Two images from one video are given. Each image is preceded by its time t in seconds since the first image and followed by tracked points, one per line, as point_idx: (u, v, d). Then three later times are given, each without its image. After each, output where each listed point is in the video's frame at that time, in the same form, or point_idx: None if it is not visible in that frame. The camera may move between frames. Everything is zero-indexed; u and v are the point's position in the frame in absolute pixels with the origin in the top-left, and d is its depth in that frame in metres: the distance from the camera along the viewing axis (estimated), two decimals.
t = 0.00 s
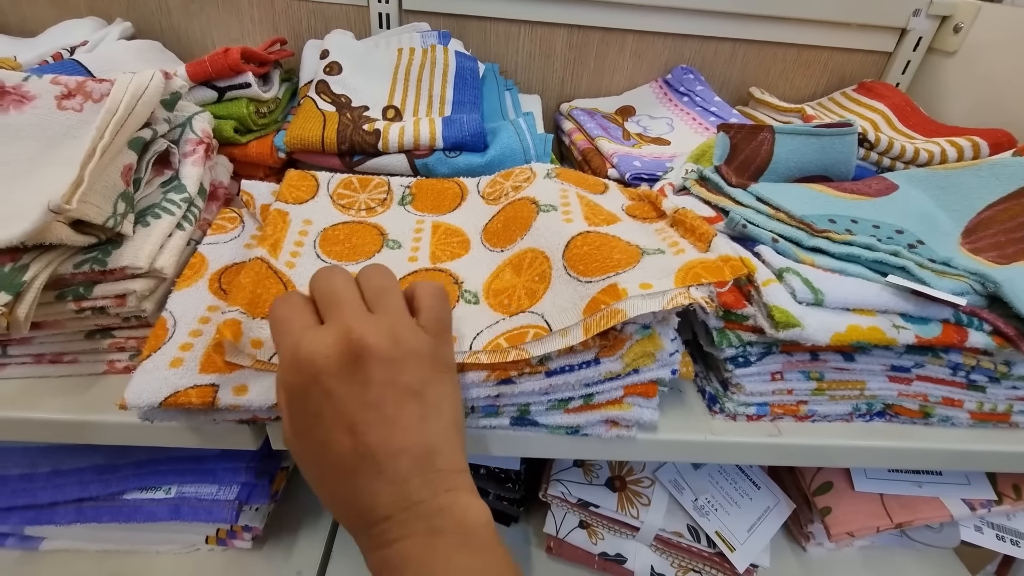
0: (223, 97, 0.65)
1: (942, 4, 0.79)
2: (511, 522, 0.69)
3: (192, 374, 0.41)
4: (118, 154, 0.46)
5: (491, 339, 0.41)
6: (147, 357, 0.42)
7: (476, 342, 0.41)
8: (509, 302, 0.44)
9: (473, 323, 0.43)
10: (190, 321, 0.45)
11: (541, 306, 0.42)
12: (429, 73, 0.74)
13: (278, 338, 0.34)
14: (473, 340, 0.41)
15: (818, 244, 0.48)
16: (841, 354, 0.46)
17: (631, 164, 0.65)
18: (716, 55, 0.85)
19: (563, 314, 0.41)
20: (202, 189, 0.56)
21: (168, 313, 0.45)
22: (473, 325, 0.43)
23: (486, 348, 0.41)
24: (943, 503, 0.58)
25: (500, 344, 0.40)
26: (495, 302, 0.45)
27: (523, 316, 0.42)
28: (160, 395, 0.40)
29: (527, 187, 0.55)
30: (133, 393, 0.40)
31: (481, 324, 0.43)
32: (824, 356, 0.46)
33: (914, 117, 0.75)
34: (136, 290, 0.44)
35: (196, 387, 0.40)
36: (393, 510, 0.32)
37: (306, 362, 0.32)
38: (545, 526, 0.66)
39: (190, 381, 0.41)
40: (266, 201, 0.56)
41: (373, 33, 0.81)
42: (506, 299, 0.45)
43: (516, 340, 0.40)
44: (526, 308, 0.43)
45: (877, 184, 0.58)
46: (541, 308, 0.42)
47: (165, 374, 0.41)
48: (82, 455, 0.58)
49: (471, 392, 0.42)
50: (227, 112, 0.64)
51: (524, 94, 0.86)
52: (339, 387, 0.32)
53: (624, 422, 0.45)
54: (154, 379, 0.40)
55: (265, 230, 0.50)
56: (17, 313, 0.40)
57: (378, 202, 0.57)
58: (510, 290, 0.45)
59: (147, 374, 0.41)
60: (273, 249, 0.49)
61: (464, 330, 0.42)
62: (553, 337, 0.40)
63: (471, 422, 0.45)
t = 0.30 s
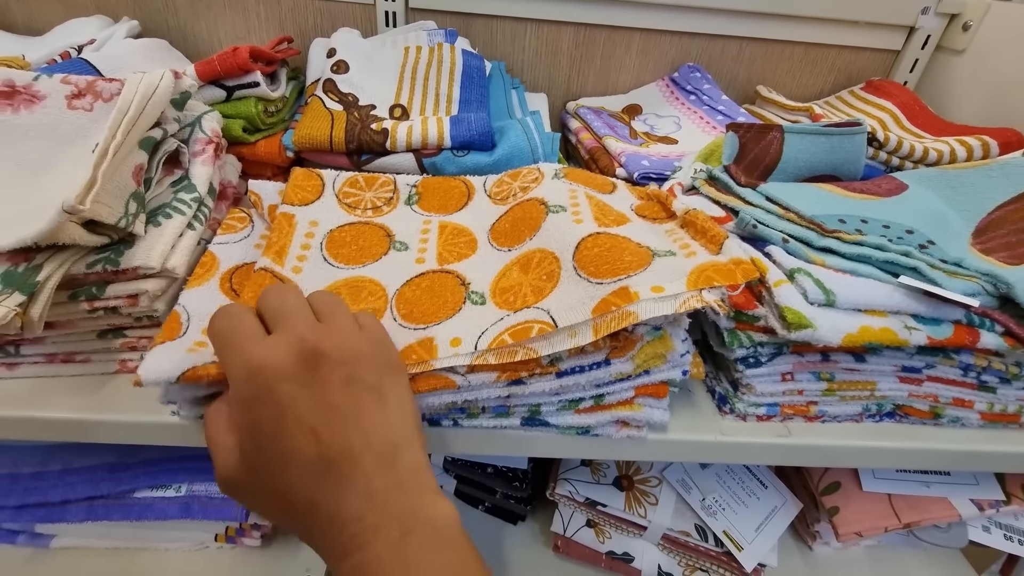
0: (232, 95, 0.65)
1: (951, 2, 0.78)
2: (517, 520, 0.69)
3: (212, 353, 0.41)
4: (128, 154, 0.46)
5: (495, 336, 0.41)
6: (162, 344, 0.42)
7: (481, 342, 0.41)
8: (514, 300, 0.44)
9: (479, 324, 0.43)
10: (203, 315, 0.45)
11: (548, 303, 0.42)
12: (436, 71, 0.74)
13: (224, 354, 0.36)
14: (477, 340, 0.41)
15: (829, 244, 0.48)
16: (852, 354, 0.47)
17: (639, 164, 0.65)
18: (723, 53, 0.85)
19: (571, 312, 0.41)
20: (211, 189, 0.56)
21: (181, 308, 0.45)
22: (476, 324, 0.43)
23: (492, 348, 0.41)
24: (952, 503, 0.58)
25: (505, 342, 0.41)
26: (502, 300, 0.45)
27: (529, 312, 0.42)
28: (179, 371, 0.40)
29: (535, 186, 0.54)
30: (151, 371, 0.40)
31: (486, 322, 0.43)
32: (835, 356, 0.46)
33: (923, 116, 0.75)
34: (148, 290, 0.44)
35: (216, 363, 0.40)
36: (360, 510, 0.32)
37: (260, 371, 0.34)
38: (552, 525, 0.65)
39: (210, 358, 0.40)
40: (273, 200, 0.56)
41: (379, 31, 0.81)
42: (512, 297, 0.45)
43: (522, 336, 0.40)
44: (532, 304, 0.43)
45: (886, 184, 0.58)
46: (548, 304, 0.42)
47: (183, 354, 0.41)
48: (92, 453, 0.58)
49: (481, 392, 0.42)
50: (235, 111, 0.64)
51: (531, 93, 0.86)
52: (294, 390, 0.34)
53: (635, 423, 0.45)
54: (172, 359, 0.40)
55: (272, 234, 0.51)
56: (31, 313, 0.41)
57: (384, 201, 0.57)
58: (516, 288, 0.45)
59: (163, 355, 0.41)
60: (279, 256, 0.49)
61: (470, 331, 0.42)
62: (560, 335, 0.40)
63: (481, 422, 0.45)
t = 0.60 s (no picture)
0: (238, 98, 0.65)
1: (959, 2, 0.78)
2: (523, 520, 0.67)
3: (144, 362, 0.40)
4: (124, 158, 0.46)
5: (437, 387, 0.40)
6: (102, 337, 0.40)
7: (423, 391, 0.40)
8: (472, 345, 0.43)
9: (428, 369, 0.42)
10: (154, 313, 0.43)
11: (501, 355, 0.41)
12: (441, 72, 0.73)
13: (149, 376, 0.35)
14: (419, 390, 0.40)
15: (837, 247, 0.47)
16: (861, 358, 0.47)
17: (646, 165, 0.64)
18: (729, 53, 0.84)
19: (520, 373, 0.39)
20: (210, 192, 0.56)
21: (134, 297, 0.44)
22: (427, 368, 0.42)
23: (430, 399, 0.40)
24: (958, 506, 0.58)
25: (446, 396, 0.40)
26: (459, 344, 0.43)
27: (479, 362, 0.41)
28: (94, 371, 0.39)
29: (533, 213, 0.53)
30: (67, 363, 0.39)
31: (435, 368, 0.42)
32: (843, 360, 0.47)
33: (930, 117, 0.75)
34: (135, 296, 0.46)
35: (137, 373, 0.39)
36: (296, 535, 0.34)
37: (179, 402, 0.33)
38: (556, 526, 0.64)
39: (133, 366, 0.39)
40: (266, 206, 0.55)
41: (384, 31, 0.81)
42: (470, 341, 0.43)
43: (465, 390, 0.39)
44: (486, 354, 0.42)
45: (894, 186, 0.57)
46: (500, 358, 0.41)
47: (110, 353, 0.40)
48: (99, 454, 0.59)
49: (421, 446, 0.42)
50: (242, 113, 0.65)
51: (536, 93, 0.86)
52: (220, 419, 0.34)
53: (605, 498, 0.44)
54: (98, 356, 0.39)
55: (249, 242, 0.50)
56: (17, 319, 0.41)
57: (375, 215, 0.56)
58: (478, 330, 0.44)
59: (94, 351, 0.39)
60: (247, 266, 0.48)
61: (415, 376, 0.41)
62: (505, 396, 0.39)
63: (432, 474, 0.45)
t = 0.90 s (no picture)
0: (240, 98, 0.66)
1: (960, 2, 0.78)
2: (523, 520, 0.67)
3: (138, 383, 0.42)
4: (126, 158, 0.46)
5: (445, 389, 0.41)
6: (101, 354, 0.42)
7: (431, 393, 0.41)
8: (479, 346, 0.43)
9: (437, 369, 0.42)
10: (155, 325, 0.44)
11: (508, 363, 0.41)
12: (443, 71, 0.74)
13: (295, 333, 0.31)
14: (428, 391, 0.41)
15: (837, 248, 0.48)
16: (860, 358, 0.47)
17: (646, 165, 0.65)
18: (730, 54, 0.84)
19: (522, 380, 0.40)
20: (212, 193, 0.56)
21: (140, 305, 0.45)
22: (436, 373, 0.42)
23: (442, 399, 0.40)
24: (958, 507, 0.58)
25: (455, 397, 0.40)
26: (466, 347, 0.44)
27: (486, 362, 0.41)
28: (95, 398, 0.41)
29: (536, 215, 0.53)
30: (69, 391, 0.40)
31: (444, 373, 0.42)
32: (843, 360, 0.47)
33: (931, 117, 0.75)
34: (138, 296, 0.46)
35: (136, 398, 0.41)
36: (407, 555, 0.26)
37: (343, 352, 0.29)
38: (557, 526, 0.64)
39: (133, 390, 0.41)
40: (271, 205, 0.56)
41: (386, 31, 0.81)
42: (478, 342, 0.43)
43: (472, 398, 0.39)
44: (492, 361, 0.41)
45: (894, 187, 0.57)
46: (506, 366, 0.41)
47: (111, 377, 0.41)
48: (101, 452, 0.59)
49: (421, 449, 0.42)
50: (244, 113, 0.65)
51: (537, 93, 0.86)
52: (367, 378, 0.29)
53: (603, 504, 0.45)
54: (98, 381, 0.41)
55: (252, 242, 0.50)
56: (20, 318, 0.41)
57: (379, 215, 0.56)
58: (484, 333, 0.44)
59: (94, 373, 0.41)
60: (252, 265, 0.48)
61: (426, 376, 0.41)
62: (509, 403, 0.40)
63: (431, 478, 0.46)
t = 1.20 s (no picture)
0: (244, 98, 0.66)
1: (961, 2, 0.78)
2: (523, 518, 0.68)
3: (157, 383, 0.42)
4: (133, 159, 0.47)
5: (494, 387, 0.40)
6: (117, 356, 0.43)
7: (478, 392, 0.40)
8: (519, 340, 0.42)
9: (478, 369, 0.41)
10: (171, 326, 0.45)
11: (552, 348, 0.40)
12: (445, 71, 0.74)
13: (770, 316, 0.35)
14: (475, 390, 0.40)
15: (836, 247, 0.48)
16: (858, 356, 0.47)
17: (647, 165, 0.65)
18: (731, 54, 0.85)
19: (572, 360, 0.38)
20: (217, 193, 0.56)
21: (152, 310, 0.46)
22: (476, 369, 0.41)
23: (489, 399, 0.39)
24: (956, 504, 0.58)
25: (504, 395, 0.39)
26: (504, 339, 0.43)
27: (533, 358, 0.40)
28: (115, 398, 0.41)
29: (557, 208, 0.53)
30: (89, 391, 0.41)
31: (485, 368, 0.41)
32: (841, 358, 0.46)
33: (931, 117, 0.75)
34: (146, 295, 0.46)
35: (154, 396, 0.41)
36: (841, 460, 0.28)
37: (814, 313, 0.33)
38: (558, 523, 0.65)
39: (152, 389, 0.42)
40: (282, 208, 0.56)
41: (388, 32, 0.81)
42: (516, 335, 0.43)
43: (522, 390, 0.39)
44: (535, 348, 0.41)
45: (894, 187, 0.58)
46: (553, 351, 0.40)
47: (130, 378, 0.42)
48: (108, 449, 0.59)
49: (438, 446, 0.42)
50: (249, 113, 0.65)
51: (539, 93, 0.86)
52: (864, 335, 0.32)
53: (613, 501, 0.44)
54: (116, 381, 0.42)
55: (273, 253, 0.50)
56: (31, 316, 0.42)
57: (394, 220, 0.56)
58: (521, 325, 0.43)
59: (111, 374, 0.42)
60: (275, 275, 0.48)
61: (469, 376, 0.41)
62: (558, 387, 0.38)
63: (441, 475, 0.45)
